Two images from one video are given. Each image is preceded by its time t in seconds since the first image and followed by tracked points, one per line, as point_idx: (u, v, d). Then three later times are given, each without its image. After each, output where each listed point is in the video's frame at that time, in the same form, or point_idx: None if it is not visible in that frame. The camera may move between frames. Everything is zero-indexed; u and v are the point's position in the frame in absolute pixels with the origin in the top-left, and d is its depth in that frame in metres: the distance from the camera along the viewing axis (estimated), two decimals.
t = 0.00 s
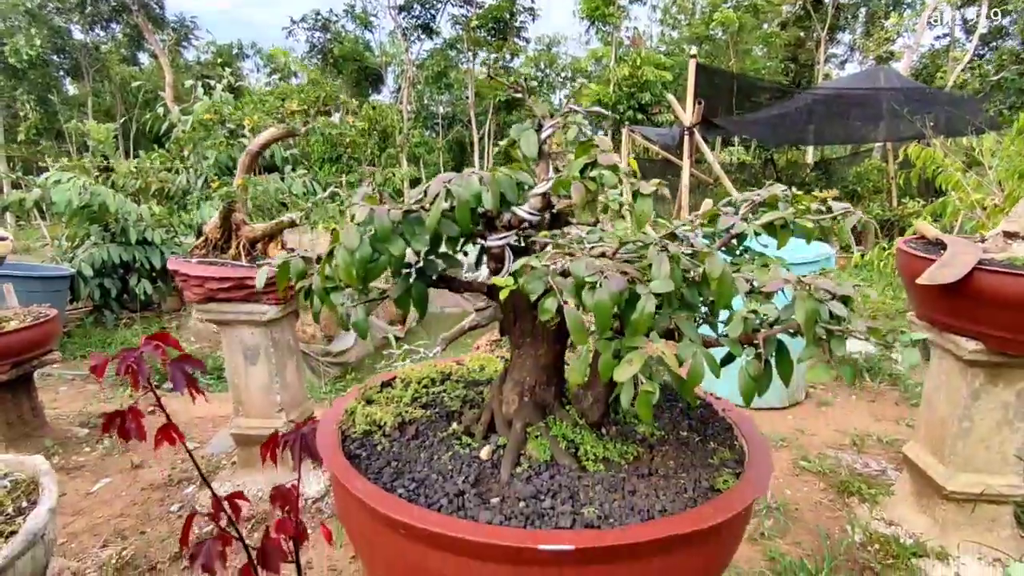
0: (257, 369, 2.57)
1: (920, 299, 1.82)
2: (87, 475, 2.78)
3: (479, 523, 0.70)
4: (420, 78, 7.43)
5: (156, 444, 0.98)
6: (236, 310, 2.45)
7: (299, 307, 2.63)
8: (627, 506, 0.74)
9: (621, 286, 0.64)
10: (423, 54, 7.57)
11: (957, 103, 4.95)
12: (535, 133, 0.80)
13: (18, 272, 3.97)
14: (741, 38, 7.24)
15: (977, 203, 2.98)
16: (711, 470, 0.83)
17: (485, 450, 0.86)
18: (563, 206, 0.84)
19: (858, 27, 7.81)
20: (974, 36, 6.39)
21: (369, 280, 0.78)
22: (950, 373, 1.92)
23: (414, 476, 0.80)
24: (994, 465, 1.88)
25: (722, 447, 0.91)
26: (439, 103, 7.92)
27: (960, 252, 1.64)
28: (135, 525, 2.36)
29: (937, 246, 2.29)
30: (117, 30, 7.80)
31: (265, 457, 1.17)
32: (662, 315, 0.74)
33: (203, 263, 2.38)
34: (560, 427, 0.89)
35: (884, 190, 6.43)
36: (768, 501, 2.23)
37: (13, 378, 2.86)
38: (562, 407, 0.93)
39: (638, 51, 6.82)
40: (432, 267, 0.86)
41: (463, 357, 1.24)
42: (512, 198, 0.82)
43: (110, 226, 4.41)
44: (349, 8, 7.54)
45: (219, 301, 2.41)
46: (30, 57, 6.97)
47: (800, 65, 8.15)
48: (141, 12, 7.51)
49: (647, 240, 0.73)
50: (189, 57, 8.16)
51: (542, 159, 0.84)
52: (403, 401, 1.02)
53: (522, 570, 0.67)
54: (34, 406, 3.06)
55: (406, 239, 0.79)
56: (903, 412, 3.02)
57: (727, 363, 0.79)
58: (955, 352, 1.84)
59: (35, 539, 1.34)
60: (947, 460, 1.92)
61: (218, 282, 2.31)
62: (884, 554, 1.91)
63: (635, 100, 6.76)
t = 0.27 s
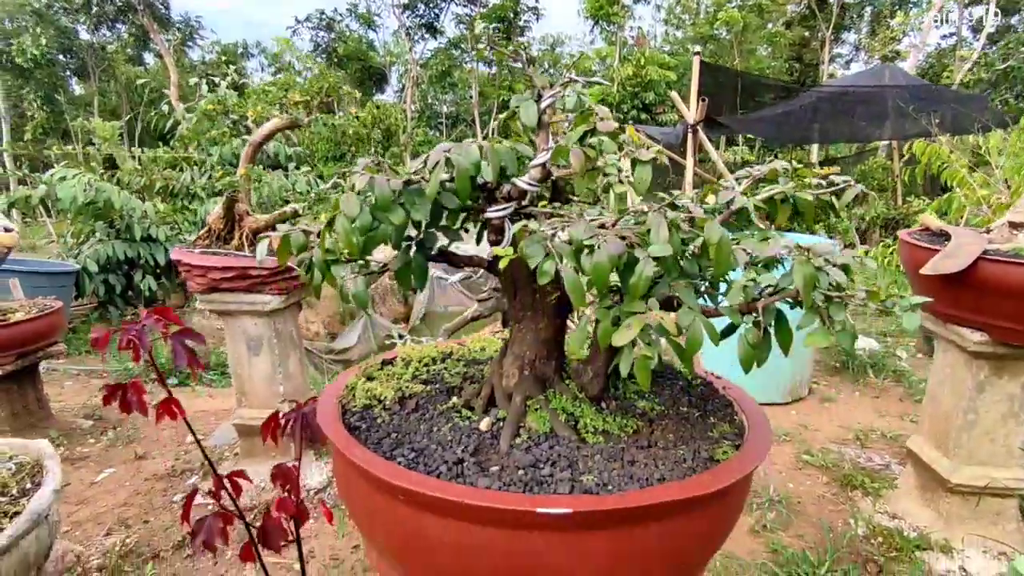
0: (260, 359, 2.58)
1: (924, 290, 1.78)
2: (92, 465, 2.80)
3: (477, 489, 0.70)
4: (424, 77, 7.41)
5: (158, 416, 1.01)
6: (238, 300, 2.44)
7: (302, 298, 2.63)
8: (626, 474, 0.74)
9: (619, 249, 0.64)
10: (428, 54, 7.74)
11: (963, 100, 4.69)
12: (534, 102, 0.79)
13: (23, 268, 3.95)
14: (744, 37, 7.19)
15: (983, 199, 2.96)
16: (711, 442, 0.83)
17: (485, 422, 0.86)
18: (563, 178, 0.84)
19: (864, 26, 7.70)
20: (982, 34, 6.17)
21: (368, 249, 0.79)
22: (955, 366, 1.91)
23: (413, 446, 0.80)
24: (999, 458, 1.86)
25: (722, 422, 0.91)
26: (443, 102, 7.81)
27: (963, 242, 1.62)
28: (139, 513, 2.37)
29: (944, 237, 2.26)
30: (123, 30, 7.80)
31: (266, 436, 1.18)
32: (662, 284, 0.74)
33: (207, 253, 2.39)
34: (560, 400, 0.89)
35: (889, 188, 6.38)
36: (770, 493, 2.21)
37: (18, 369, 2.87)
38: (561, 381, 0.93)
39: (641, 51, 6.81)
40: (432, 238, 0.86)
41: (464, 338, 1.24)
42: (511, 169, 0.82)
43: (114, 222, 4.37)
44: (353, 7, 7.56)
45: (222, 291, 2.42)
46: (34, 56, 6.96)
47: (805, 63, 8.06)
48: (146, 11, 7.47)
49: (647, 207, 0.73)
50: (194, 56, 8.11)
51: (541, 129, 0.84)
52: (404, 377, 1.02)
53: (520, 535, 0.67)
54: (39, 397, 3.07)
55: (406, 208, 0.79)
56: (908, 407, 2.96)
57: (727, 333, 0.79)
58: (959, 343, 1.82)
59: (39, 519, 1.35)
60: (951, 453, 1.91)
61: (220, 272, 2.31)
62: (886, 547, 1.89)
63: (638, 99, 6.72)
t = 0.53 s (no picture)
0: (263, 358, 2.58)
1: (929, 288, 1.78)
2: (95, 463, 2.80)
3: (480, 473, 0.70)
4: (429, 82, 7.42)
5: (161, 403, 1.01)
6: (243, 297, 2.45)
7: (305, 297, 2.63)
8: (630, 461, 0.74)
9: (623, 232, 0.64)
10: (432, 59, 7.78)
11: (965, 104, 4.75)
12: (538, 89, 0.79)
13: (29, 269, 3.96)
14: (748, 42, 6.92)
15: (988, 201, 2.93)
16: (716, 430, 0.83)
17: (488, 410, 0.86)
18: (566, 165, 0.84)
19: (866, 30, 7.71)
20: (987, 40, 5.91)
21: (371, 236, 0.79)
22: (960, 367, 1.89)
23: (416, 432, 0.80)
24: (1007, 460, 1.84)
25: (727, 411, 0.91)
26: (447, 107, 7.73)
27: (968, 243, 1.60)
28: (142, 511, 2.36)
29: (948, 236, 2.24)
30: (130, 35, 7.82)
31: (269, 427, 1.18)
32: (665, 269, 0.74)
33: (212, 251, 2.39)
34: (563, 388, 0.89)
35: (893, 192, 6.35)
36: (775, 494, 2.19)
37: (23, 368, 2.88)
38: (565, 369, 0.93)
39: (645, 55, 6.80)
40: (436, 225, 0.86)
41: (468, 330, 1.24)
42: (515, 155, 0.82)
43: (120, 224, 4.38)
44: (357, 13, 7.61)
45: (226, 289, 2.42)
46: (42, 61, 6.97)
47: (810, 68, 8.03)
48: (153, 17, 7.47)
49: (650, 191, 0.73)
50: (200, 61, 8.10)
51: (546, 115, 0.84)
52: (408, 367, 1.02)
53: (523, 519, 0.67)
54: (44, 395, 3.08)
55: (409, 194, 0.79)
56: (913, 410, 2.93)
57: (731, 319, 0.78)
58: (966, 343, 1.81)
59: (42, 511, 1.35)
60: (958, 455, 1.89)
61: (224, 271, 2.32)
62: (892, 548, 1.88)
63: (641, 104, 6.70)
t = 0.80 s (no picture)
0: (264, 358, 2.57)
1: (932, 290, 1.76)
2: (95, 464, 2.79)
3: (480, 454, 0.69)
4: (431, 89, 7.44)
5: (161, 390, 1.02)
6: (244, 296, 2.44)
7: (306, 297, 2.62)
8: (632, 445, 0.73)
9: (626, 210, 0.64)
10: (436, 67, 7.78)
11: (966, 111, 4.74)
12: (539, 72, 0.79)
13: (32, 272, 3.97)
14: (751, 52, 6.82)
15: (993, 208, 2.90)
16: (719, 417, 0.82)
17: (489, 396, 0.85)
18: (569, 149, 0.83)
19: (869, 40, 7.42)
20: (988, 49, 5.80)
21: (372, 218, 0.78)
22: (965, 369, 1.86)
23: (416, 417, 0.79)
24: (1013, 464, 1.80)
25: (730, 400, 0.90)
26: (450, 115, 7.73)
27: (971, 244, 1.59)
28: (140, 512, 2.35)
29: (952, 238, 2.21)
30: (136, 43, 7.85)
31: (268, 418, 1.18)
32: (668, 252, 0.74)
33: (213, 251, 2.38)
34: (564, 376, 0.88)
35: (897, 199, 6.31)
36: (778, 498, 2.15)
37: (24, 368, 2.87)
38: (566, 357, 0.92)
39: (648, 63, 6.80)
40: (436, 210, 0.86)
41: (468, 323, 1.23)
42: (516, 139, 0.81)
43: (123, 228, 4.38)
44: (361, 21, 7.64)
45: (227, 288, 2.41)
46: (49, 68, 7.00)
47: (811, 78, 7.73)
48: (159, 24, 7.49)
49: (653, 173, 0.73)
50: (205, 68, 8.12)
51: (548, 99, 0.83)
52: (408, 356, 1.01)
53: (523, 501, 0.66)
54: (44, 396, 3.07)
55: (410, 176, 0.79)
56: (917, 416, 2.90)
57: (734, 303, 0.78)
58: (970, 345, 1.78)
59: (40, 505, 1.34)
60: (963, 458, 1.86)
61: (227, 270, 2.32)
62: (898, 553, 1.85)
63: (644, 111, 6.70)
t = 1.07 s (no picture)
0: (265, 362, 2.56)
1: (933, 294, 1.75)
2: (94, 468, 2.77)
3: (481, 441, 0.69)
4: (433, 99, 7.45)
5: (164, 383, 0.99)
6: (246, 299, 2.43)
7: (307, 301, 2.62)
8: (634, 434, 0.73)
9: (629, 196, 0.64)
10: (437, 78, 7.82)
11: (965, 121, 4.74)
12: (543, 63, 0.80)
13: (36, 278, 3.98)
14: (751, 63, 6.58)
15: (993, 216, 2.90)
16: (723, 408, 0.82)
17: (491, 387, 0.85)
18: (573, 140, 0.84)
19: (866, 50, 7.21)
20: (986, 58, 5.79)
21: (376, 207, 0.79)
22: (968, 375, 1.85)
23: (417, 407, 0.79)
24: (1018, 470, 1.78)
25: (732, 393, 0.89)
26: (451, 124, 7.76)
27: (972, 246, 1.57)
28: (139, 515, 2.33)
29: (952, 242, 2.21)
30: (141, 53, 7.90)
31: (270, 415, 1.17)
32: (671, 240, 0.74)
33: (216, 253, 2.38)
34: (567, 368, 0.88)
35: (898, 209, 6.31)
36: (780, 505, 2.13)
37: (24, 371, 2.86)
38: (569, 350, 0.92)
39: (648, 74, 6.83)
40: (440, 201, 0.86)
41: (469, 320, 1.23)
42: (520, 130, 0.82)
43: (125, 235, 4.37)
44: (364, 32, 7.70)
45: (229, 291, 2.41)
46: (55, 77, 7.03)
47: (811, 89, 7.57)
48: (164, 34, 7.53)
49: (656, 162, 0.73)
50: (208, 78, 8.14)
51: (551, 91, 0.84)
52: (411, 350, 1.01)
53: (525, 488, 0.66)
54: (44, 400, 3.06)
55: (414, 167, 0.79)
56: (920, 423, 2.88)
57: (737, 292, 0.78)
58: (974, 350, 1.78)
59: (38, 503, 1.33)
60: (968, 464, 1.84)
61: (228, 273, 2.32)
62: (901, 560, 1.83)
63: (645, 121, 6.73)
